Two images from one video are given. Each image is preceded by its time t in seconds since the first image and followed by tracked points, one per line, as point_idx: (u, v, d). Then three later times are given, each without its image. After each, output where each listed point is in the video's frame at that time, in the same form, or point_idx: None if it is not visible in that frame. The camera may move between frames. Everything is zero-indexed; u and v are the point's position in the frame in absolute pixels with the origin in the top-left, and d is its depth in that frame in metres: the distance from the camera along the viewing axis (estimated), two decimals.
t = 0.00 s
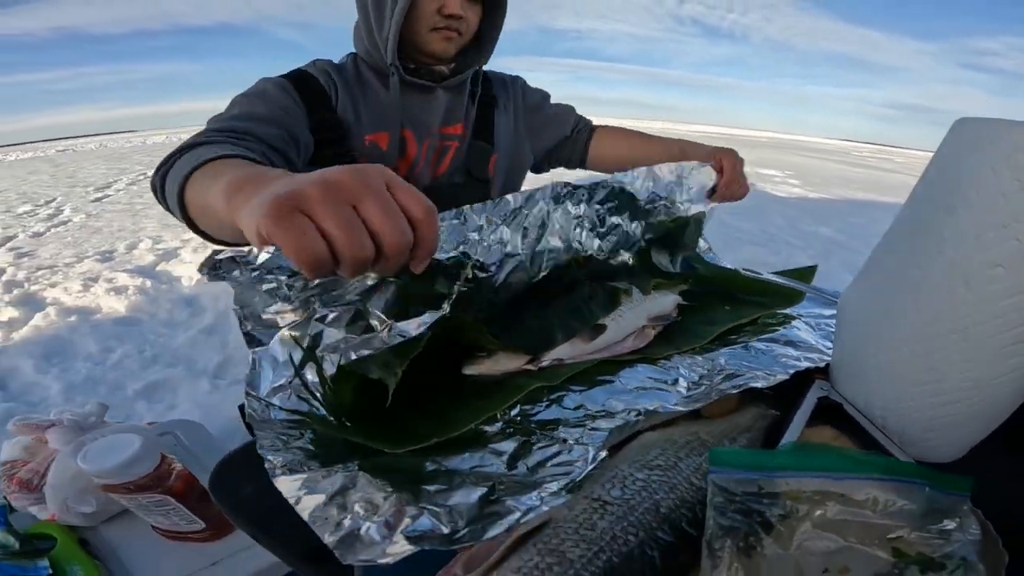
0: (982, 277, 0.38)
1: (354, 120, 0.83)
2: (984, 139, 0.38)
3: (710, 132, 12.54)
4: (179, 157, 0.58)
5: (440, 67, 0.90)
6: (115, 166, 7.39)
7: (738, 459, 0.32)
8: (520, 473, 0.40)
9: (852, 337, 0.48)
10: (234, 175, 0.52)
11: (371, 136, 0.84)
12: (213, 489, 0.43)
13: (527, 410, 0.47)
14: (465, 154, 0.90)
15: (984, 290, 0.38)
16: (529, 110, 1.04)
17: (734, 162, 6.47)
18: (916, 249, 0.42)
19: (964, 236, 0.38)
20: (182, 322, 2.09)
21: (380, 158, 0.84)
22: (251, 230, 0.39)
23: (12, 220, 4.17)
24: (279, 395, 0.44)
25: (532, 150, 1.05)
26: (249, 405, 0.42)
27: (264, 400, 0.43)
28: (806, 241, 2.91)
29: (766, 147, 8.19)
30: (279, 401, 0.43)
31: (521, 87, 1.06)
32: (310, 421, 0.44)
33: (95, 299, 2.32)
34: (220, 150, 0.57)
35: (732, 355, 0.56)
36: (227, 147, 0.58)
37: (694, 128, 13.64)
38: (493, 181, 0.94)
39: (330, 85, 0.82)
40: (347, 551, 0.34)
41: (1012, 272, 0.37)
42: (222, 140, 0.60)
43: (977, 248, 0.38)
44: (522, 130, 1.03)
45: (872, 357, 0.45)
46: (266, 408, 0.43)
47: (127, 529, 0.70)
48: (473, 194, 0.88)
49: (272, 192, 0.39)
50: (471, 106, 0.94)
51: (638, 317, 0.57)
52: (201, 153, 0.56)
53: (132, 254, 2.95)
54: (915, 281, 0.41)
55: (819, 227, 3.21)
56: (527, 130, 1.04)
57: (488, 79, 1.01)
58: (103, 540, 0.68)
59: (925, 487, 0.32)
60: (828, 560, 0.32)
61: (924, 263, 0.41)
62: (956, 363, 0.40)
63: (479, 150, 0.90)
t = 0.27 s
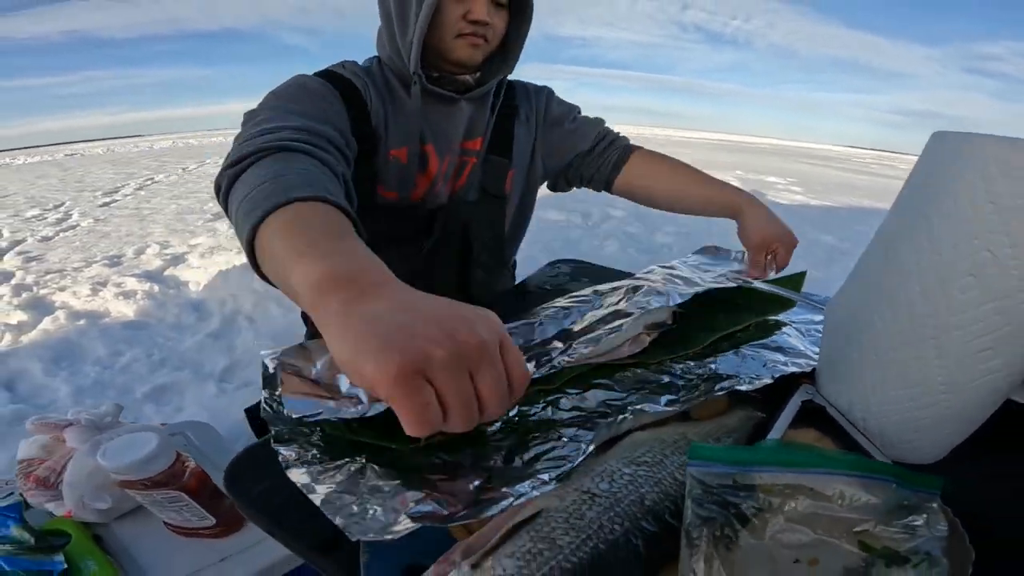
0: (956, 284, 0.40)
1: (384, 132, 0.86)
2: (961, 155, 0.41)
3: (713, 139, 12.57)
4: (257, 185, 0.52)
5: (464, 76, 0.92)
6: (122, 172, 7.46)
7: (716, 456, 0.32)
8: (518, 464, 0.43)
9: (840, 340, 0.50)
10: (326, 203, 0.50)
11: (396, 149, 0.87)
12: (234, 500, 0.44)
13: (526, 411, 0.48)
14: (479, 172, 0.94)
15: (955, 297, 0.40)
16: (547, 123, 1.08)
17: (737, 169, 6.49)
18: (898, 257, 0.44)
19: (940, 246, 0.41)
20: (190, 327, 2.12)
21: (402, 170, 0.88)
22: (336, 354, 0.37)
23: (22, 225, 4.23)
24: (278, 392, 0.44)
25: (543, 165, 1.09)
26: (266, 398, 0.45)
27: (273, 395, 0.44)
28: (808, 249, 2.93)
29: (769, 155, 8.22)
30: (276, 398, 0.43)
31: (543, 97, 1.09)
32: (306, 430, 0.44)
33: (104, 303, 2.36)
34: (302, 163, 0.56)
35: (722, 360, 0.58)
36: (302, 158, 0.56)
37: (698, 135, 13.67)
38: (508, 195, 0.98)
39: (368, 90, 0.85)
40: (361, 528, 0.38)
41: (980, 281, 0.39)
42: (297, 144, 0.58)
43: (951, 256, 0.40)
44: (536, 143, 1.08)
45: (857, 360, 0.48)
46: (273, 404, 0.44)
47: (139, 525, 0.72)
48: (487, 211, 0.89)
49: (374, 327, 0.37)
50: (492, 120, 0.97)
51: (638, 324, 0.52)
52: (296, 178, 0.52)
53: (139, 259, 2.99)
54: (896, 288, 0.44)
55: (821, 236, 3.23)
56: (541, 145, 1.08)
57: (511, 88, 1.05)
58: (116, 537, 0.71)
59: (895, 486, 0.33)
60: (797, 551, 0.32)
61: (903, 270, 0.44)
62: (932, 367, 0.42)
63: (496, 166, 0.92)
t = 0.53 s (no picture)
0: (918, 292, 0.42)
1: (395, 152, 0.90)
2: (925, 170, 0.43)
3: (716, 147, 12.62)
4: (270, 234, 0.54)
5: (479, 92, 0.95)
6: (128, 176, 7.53)
7: (693, 451, 0.35)
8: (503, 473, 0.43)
9: (814, 345, 0.52)
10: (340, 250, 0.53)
11: (407, 167, 0.91)
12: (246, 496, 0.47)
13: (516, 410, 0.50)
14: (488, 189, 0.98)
15: (918, 304, 0.43)
16: (562, 143, 1.12)
17: (739, 177, 6.54)
18: (866, 265, 0.46)
19: (905, 255, 0.43)
20: (195, 330, 2.15)
21: (412, 188, 0.92)
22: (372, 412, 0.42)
23: (29, 229, 4.28)
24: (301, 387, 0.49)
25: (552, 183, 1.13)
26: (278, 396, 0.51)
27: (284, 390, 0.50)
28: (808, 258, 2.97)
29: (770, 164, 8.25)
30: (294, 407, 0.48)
31: (556, 115, 1.12)
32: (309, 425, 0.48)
33: (110, 307, 2.40)
34: (314, 200, 0.58)
35: (708, 363, 0.61)
36: (310, 193, 0.59)
37: (700, 143, 13.73)
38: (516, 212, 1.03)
39: (377, 107, 0.88)
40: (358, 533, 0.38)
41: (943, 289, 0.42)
42: (307, 179, 0.60)
43: (916, 265, 0.43)
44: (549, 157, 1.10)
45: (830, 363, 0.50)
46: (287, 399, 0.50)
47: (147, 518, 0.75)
48: (495, 229, 0.95)
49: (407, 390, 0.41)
50: (503, 136, 1.01)
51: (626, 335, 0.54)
52: (307, 225, 0.54)
53: (147, 264, 3.03)
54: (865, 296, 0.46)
55: (820, 244, 3.26)
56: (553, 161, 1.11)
57: (523, 104, 1.08)
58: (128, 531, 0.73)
59: (854, 481, 0.35)
60: (762, 539, 0.35)
61: (873, 277, 0.45)
62: (899, 370, 0.45)
63: (506, 185, 0.98)
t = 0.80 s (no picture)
0: (890, 304, 0.43)
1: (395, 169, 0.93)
2: (896, 186, 0.42)
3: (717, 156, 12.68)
4: (283, 253, 0.65)
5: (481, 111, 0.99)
6: (132, 182, 7.60)
7: (672, 448, 0.37)
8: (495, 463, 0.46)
9: (797, 350, 0.53)
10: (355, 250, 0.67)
11: (409, 183, 0.94)
12: (257, 494, 0.50)
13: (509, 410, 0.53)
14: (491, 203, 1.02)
15: (890, 315, 0.44)
16: (563, 159, 1.16)
17: (739, 186, 6.58)
18: (841, 274, 0.47)
19: (877, 267, 0.44)
20: (199, 335, 2.18)
21: (416, 203, 0.94)
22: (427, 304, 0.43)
23: (37, 233, 4.34)
24: (317, 391, 0.49)
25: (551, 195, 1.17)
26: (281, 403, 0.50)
27: (290, 395, 0.48)
28: (806, 266, 3.00)
29: (772, 174, 8.29)
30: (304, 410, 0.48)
31: (556, 132, 1.17)
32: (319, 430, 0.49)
33: (116, 311, 2.44)
34: (300, 217, 0.70)
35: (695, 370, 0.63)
36: (300, 214, 0.70)
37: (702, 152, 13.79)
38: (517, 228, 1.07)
39: (374, 126, 0.91)
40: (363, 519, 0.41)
41: (913, 300, 0.42)
42: (289, 204, 0.71)
43: (887, 277, 0.43)
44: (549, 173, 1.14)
45: (809, 369, 0.51)
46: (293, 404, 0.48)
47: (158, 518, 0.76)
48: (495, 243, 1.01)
49: (465, 299, 0.58)
50: (502, 149, 1.04)
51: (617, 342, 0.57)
52: (313, 237, 0.66)
53: (151, 270, 3.07)
54: (841, 304, 0.47)
55: (818, 253, 3.29)
56: (554, 177, 1.15)
57: (525, 118, 1.12)
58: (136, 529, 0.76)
59: (818, 478, 0.38)
60: (733, 531, 0.37)
61: (849, 285, 0.46)
62: (873, 377, 0.46)
63: (506, 200, 1.03)
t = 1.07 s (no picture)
0: (875, 305, 0.45)
1: (400, 174, 0.95)
2: (882, 192, 0.44)
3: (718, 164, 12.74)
4: (315, 258, 0.67)
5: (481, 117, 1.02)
6: (136, 187, 7.62)
7: (663, 439, 0.40)
8: (497, 454, 0.49)
9: (789, 351, 0.56)
10: (378, 262, 0.68)
11: (412, 188, 0.96)
12: (265, 486, 0.52)
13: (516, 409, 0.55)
14: (491, 206, 1.04)
15: (874, 315, 0.46)
16: (558, 160, 1.18)
17: (740, 194, 6.61)
18: (831, 277, 0.49)
19: (862, 270, 0.46)
20: (203, 339, 2.20)
21: (419, 207, 0.96)
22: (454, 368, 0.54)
23: (42, 237, 4.37)
24: (329, 387, 0.50)
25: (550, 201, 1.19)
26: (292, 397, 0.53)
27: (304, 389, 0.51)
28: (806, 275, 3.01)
29: (773, 182, 8.32)
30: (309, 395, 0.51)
31: (553, 135, 1.19)
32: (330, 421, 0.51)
33: (121, 314, 2.46)
34: (333, 226, 0.71)
35: (692, 369, 0.65)
36: (332, 223, 0.72)
37: (703, 160, 13.84)
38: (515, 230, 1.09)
39: (381, 132, 0.93)
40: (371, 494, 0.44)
41: (897, 301, 0.44)
42: (324, 211, 0.73)
43: (870, 280, 0.45)
44: (546, 176, 1.16)
45: (802, 368, 0.53)
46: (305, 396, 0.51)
47: (167, 518, 0.77)
48: (498, 245, 1.02)
49: (483, 338, 0.57)
50: (503, 154, 1.06)
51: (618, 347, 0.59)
52: (346, 246, 0.68)
53: (156, 274, 3.10)
54: (831, 306, 0.49)
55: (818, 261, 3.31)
56: (551, 178, 1.17)
57: (524, 124, 1.14)
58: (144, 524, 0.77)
59: (807, 470, 0.39)
60: (722, 520, 0.39)
61: (838, 291, 0.48)
62: (859, 376, 0.48)
63: (506, 203, 1.05)
